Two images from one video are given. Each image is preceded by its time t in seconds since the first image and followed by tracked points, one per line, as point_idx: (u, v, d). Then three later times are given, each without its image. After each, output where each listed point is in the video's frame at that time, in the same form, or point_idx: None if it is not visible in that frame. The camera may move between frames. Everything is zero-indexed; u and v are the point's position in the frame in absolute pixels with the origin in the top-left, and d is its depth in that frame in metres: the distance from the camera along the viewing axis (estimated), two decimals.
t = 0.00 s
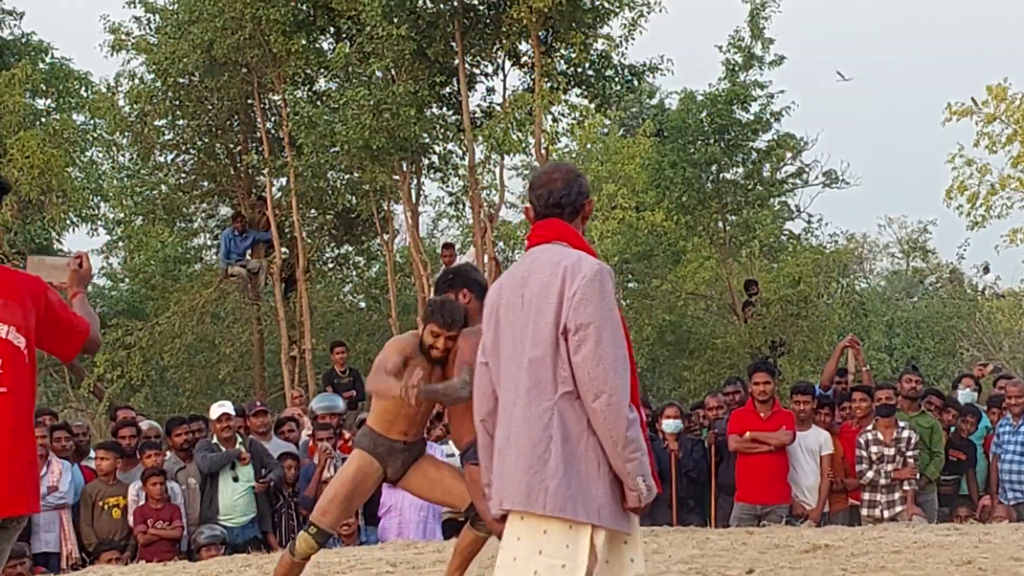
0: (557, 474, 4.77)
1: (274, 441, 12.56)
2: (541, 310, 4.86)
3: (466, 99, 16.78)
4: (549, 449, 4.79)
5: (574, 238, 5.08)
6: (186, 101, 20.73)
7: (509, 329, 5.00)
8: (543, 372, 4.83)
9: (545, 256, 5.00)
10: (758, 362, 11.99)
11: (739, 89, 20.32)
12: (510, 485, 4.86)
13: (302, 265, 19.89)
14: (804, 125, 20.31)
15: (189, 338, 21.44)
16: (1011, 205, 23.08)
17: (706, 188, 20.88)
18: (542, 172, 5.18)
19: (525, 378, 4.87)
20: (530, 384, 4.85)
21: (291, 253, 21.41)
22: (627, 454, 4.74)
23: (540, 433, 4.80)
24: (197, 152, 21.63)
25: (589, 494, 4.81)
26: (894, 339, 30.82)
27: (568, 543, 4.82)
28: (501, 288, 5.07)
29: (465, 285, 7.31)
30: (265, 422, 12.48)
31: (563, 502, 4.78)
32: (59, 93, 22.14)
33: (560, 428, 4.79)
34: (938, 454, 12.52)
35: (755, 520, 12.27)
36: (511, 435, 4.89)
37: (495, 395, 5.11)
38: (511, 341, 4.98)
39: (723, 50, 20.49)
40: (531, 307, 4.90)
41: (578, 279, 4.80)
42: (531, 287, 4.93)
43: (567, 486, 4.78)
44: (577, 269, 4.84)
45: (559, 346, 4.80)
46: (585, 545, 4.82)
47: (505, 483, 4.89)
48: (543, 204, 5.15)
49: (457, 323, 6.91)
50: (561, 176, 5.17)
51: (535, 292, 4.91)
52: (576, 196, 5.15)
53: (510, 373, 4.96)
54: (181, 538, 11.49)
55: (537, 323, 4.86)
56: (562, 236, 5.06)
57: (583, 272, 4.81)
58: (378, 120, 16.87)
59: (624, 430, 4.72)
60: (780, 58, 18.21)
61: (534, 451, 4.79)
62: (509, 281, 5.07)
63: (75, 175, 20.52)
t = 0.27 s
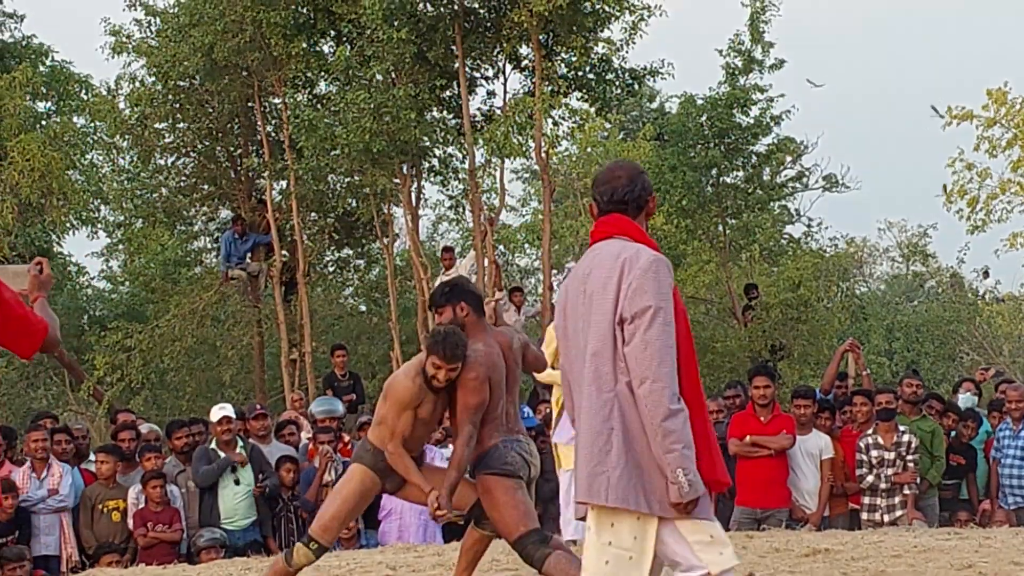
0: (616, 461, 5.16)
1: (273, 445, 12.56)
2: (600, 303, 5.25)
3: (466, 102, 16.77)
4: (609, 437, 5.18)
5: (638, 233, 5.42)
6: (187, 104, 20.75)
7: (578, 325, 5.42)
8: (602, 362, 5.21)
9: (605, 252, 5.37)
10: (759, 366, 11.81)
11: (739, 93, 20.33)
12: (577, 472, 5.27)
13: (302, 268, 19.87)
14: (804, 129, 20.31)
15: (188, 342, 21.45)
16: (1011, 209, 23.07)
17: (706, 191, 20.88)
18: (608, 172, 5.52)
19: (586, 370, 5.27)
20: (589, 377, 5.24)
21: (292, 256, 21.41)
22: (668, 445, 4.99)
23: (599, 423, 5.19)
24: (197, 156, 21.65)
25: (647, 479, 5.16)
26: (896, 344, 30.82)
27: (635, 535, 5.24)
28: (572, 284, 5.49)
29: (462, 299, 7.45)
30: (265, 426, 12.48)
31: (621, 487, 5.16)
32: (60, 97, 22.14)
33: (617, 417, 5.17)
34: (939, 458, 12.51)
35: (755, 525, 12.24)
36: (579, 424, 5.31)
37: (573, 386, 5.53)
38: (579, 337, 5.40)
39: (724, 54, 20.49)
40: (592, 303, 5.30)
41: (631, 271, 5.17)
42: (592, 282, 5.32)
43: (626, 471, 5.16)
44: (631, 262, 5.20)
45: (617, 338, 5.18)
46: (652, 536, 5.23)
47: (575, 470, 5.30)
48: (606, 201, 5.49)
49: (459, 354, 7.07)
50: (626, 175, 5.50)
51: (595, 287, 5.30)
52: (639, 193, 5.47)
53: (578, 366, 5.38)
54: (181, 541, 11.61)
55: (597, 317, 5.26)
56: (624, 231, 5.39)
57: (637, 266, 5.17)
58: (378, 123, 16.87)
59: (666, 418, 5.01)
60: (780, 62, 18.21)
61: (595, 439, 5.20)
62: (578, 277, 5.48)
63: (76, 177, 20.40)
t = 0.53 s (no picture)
0: (693, 472, 5.04)
1: (272, 448, 12.54)
2: (676, 311, 5.11)
3: (465, 106, 16.79)
4: (683, 447, 5.06)
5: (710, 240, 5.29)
6: (186, 107, 20.74)
7: (645, 333, 5.28)
8: (675, 373, 5.08)
9: (679, 260, 5.24)
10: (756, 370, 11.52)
11: (737, 97, 20.38)
12: (646, 481, 5.13)
13: (301, 270, 19.85)
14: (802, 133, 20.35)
15: (186, 344, 21.41)
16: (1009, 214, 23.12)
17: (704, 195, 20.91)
18: (681, 178, 5.37)
19: (658, 379, 5.14)
20: (662, 386, 5.12)
21: (290, 259, 21.40)
22: (741, 457, 4.91)
23: (672, 434, 5.06)
24: (196, 159, 21.66)
25: (718, 489, 5.07)
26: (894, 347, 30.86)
27: (705, 543, 5.16)
28: (640, 290, 5.34)
29: (458, 307, 7.45)
30: (263, 429, 12.45)
31: (694, 499, 5.04)
32: (58, 99, 21.88)
33: (691, 427, 5.05)
34: (939, 462, 12.53)
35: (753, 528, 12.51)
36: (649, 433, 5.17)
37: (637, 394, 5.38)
38: (646, 344, 5.26)
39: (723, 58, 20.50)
40: (665, 310, 5.16)
41: (712, 281, 5.04)
42: (668, 290, 5.18)
43: (700, 483, 5.04)
44: (711, 271, 5.07)
45: (693, 347, 5.06)
46: (723, 545, 5.13)
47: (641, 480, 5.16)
48: (681, 208, 5.34)
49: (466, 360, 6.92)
50: (699, 183, 5.35)
51: (669, 294, 5.16)
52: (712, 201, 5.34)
53: (646, 375, 5.24)
54: (179, 544, 11.50)
55: (670, 325, 5.13)
56: (698, 240, 5.25)
57: (719, 274, 5.04)
58: (377, 127, 16.86)
59: (742, 431, 4.92)
60: (779, 66, 18.26)
61: (669, 449, 5.06)
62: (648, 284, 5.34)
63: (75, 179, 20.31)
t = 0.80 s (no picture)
0: (800, 467, 5.19)
1: (273, 451, 12.52)
2: (779, 307, 5.26)
3: (466, 109, 16.78)
4: (789, 442, 5.21)
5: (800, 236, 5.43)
6: (186, 110, 20.72)
7: (738, 328, 5.40)
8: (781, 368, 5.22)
9: (772, 258, 5.38)
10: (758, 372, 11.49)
11: (738, 101, 20.37)
12: (753, 477, 5.27)
13: (300, 273, 19.83)
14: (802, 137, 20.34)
15: (186, 347, 21.39)
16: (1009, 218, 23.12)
17: (704, 199, 20.88)
18: (769, 174, 5.50)
19: (761, 375, 5.27)
20: (767, 380, 5.25)
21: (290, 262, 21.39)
22: (857, 449, 5.08)
23: (780, 428, 5.21)
24: (196, 161, 21.66)
25: (823, 482, 5.23)
26: (894, 351, 30.86)
27: (805, 541, 5.30)
28: (725, 289, 5.47)
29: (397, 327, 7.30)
30: (264, 432, 12.43)
31: (800, 493, 5.20)
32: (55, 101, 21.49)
33: (797, 422, 5.20)
34: (940, 467, 12.50)
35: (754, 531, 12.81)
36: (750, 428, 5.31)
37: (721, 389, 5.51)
38: (740, 338, 5.39)
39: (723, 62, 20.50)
40: (765, 306, 5.30)
41: (815, 278, 5.20)
42: (765, 288, 5.32)
43: (806, 477, 5.20)
44: (811, 267, 5.22)
45: (798, 344, 5.20)
46: (820, 544, 5.28)
47: (743, 474, 5.30)
48: (770, 204, 5.46)
49: (421, 355, 7.13)
50: (786, 178, 5.49)
51: (768, 290, 5.30)
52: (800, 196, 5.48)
53: (742, 369, 5.36)
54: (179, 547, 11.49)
55: (774, 321, 5.26)
56: (791, 236, 5.40)
57: (821, 272, 5.21)
58: (377, 130, 16.86)
59: (853, 424, 5.08)
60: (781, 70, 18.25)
61: (778, 445, 5.21)
62: (733, 283, 5.47)
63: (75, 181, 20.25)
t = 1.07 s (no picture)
0: (894, 467, 5.28)
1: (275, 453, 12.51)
2: (869, 308, 5.37)
3: (467, 112, 16.80)
4: (883, 441, 5.30)
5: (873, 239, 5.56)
6: (188, 112, 20.74)
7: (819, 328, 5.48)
8: (874, 368, 5.33)
9: (853, 260, 5.48)
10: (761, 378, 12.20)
11: (740, 104, 20.34)
12: (841, 477, 5.33)
13: (302, 276, 19.81)
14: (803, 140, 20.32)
15: (188, 349, 21.41)
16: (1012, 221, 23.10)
17: (707, 202, 20.83)
18: (842, 177, 5.61)
19: (852, 373, 5.36)
20: (861, 379, 5.34)
21: (291, 264, 21.39)
22: (955, 447, 5.26)
23: (876, 427, 5.30)
24: (198, 164, 21.70)
25: (911, 480, 5.35)
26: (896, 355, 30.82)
27: (887, 539, 5.37)
28: (802, 288, 5.54)
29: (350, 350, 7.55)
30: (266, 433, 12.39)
31: (896, 492, 5.28)
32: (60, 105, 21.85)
33: (891, 422, 5.31)
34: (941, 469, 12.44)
35: (754, 533, 12.79)
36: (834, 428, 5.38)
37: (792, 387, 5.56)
38: (820, 338, 5.47)
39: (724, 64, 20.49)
40: (854, 307, 5.40)
41: (906, 282, 5.34)
42: (848, 289, 5.42)
43: (900, 475, 5.30)
44: (901, 270, 5.37)
45: (890, 345, 5.33)
46: (905, 539, 5.37)
47: (837, 474, 5.35)
48: (846, 207, 5.57)
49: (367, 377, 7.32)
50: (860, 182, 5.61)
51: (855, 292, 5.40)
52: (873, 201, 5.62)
53: (828, 368, 5.43)
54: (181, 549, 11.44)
55: (863, 322, 5.36)
56: (868, 237, 5.52)
57: (909, 274, 5.35)
58: (378, 132, 16.86)
59: (952, 425, 5.24)
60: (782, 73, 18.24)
61: (868, 446, 5.29)
62: (809, 282, 5.55)
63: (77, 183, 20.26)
